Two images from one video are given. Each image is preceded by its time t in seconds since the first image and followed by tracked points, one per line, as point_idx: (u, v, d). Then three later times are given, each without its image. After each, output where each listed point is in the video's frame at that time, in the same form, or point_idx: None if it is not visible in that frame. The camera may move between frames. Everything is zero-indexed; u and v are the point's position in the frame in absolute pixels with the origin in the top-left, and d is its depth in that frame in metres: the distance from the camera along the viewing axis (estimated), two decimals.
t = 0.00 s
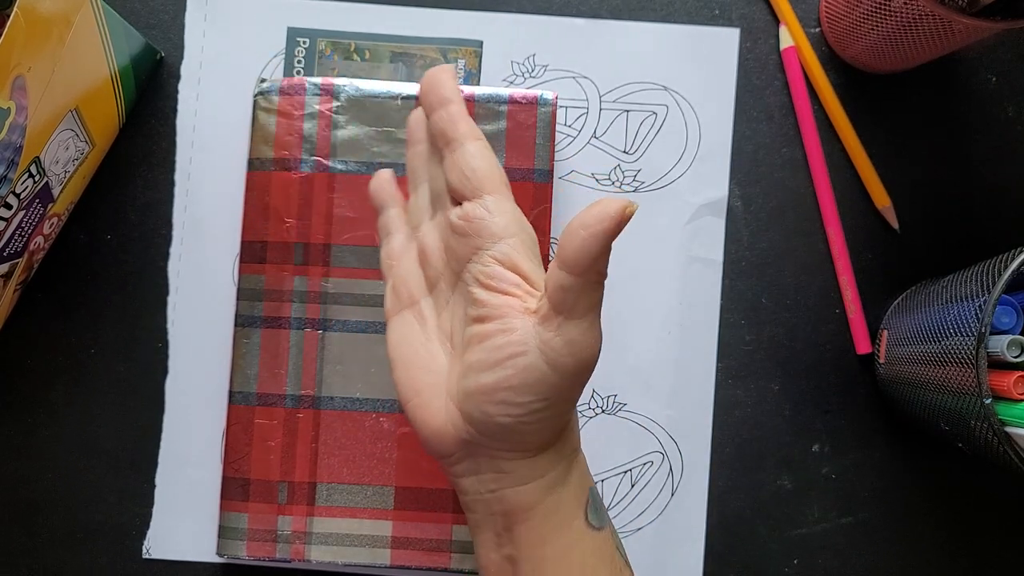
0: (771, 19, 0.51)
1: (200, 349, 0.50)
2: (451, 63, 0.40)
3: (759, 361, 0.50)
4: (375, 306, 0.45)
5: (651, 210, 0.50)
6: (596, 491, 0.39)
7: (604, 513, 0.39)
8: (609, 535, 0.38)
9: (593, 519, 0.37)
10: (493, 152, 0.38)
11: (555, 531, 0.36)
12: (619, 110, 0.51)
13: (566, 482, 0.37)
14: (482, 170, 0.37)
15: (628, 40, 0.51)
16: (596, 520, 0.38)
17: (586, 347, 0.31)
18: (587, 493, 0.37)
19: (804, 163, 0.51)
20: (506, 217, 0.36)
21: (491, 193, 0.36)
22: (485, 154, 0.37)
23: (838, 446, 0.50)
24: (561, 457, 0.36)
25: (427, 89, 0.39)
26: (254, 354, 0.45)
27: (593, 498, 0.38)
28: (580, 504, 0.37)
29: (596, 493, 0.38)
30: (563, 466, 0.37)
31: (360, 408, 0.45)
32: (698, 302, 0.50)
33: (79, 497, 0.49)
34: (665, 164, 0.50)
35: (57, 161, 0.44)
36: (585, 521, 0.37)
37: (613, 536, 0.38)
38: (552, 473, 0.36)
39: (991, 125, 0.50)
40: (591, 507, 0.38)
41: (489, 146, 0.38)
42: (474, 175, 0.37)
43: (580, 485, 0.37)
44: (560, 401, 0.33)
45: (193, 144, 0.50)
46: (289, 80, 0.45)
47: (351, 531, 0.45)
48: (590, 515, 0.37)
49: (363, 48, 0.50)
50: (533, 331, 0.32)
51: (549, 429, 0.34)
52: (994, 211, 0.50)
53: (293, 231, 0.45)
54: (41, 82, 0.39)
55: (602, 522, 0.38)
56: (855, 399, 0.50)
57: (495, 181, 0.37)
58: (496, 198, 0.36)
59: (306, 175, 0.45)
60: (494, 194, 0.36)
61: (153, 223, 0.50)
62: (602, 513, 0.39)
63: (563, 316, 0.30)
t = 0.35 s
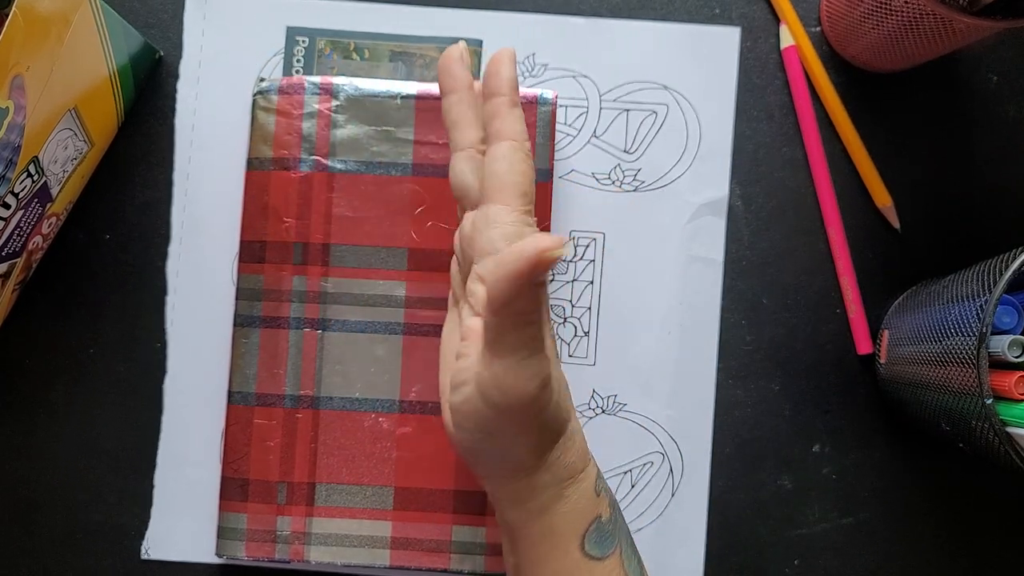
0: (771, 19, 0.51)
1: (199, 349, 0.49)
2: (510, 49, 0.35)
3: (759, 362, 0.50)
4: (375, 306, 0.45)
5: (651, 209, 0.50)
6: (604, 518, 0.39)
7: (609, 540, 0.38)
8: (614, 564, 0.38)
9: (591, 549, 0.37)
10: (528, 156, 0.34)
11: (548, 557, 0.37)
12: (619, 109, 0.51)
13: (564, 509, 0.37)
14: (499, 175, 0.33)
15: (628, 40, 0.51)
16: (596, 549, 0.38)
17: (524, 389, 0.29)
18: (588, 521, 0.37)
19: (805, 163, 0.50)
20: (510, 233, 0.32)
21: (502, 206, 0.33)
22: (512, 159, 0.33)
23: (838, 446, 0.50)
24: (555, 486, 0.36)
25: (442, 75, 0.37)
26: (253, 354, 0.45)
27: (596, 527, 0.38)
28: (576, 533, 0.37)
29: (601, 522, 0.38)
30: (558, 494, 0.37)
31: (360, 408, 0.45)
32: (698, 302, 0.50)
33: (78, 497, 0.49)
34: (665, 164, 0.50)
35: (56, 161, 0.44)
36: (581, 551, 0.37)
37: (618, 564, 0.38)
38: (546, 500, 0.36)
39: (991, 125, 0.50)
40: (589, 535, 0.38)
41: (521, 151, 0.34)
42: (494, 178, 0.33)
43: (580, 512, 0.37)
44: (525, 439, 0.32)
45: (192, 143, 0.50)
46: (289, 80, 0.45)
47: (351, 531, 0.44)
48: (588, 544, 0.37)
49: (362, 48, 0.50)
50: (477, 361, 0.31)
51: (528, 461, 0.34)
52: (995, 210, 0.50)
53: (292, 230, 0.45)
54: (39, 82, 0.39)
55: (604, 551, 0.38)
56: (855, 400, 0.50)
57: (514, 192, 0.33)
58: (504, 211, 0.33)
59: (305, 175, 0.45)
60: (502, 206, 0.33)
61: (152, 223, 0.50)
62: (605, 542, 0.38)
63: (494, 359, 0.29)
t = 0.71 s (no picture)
0: (771, 19, 0.51)
1: (199, 349, 0.49)
2: (441, 36, 0.39)
3: (759, 362, 0.50)
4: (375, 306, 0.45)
5: (651, 209, 0.50)
6: (619, 515, 0.39)
7: (622, 538, 0.38)
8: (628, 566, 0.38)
9: (598, 546, 0.38)
10: (454, 147, 0.39)
11: (561, 552, 0.39)
12: (619, 109, 0.51)
13: (569, 503, 0.38)
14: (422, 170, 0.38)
15: (628, 40, 0.51)
16: (605, 547, 0.38)
17: (432, 396, 0.33)
18: (593, 518, 0.38)
19: (805, 163, 0.50)
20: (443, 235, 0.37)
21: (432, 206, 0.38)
22: (432, 152, 0.38)
23: (838, 446, 0.50)
24: (550, 479, 0.38)
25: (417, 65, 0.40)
26: (253, 354, 0.45)
27: (606, 525, 0.38)
28: (583, 530, 0.38)
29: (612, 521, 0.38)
30: (557, 488, 0.38)
31: (360, 408, 0.45)
32: (698, 301, 0.50)
33: (78, 496, 0.49)
34: (665, 164, 0.50)
35: (56, 161, 0.44)
36: (589, 548, 0.38)
37: (629, 562, 0.38)
38: (546, 492, 0.38)
39: (991, 125, 0.50)
40: (597, 533, 0.38)
41: (438, 145, 0.38)
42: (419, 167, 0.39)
43: (586, 508, 0.38)
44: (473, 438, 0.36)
45: (192, 143, 0.50)
46: (289, 80, 0.45)
47: (351, 531, 0.44)
48: (597, 543, 0.38)
49: (362, 48, 0.50)
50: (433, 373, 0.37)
51: (503, 452, 0.38)
52: (995, 210, 0.50)
53: (292, 230, 0.45)
54: (39, 81, 0.39)
55: (615, 550, 0.38)
56: (856, 399, 0.50)
57: (437, 186, 0.38)
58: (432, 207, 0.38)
59: (305, 175, 0.45)
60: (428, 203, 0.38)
61: (152, 223, 0.50)
62: (616, 540, 0.38)
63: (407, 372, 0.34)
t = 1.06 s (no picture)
0: (771, 18, 0.51)
1: (199, 349, 0.49)
2: (519, 6, 0.35)
3: (760, 362, 0.50)
4: (374, 306, 0.45)
5: (652, 209, 0.50)
6: (704, 524, 0.34)
7: (706, 550, 0.34)
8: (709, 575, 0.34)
9: (683, 556, 0.34)
10: (558, 127, 0.35)
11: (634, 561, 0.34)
12: (619, 109, 0.51)
13: (655, 512, 0.33)
14: (526, 154, 0.34)
15: (628, 39, 0.51)
16: (689, 558, 0.34)
17: (557, 378, 0.26)
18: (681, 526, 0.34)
19: (805, 163, 0.50)
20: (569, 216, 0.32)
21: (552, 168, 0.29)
22: (538, 135, 0.34)
23: (839, 446, 0.50)
24: (639, 489, 0.32)
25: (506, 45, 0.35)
26: (253, 354, 0.45)
27: (691, 535, 0.34)
28: (668, 538, 0.33)
29: (699, 531, 0.34)
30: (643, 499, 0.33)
31: (360, 408, 0.45)
32: (699, 301, 0.50)
33: (78, 496, 0.49)
34: (665, 164, 0.50)
35: (56, 161, 0.44)
36: (673, 558, 0.34)
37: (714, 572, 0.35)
38: (632, 499, 0.33)
39: (992, 124, 0.50)
40: (682, 543, 0.34)
41: (544, 127, 0.34)
42: (522, 157, 0.34)
43: (673, 517, 0.33)
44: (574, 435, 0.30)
45: (192, 143, 0.50)
46: (288, 80, 0.45)
47: (350, 531, 0.44)
48: (680, 553, 0.34)
49: (362, 48, 0.50)
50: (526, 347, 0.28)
51: (595, 451, 0.31)
52: (996, 210, 0.50)
53: (292, 230, 0.45)
54: (38, 81, 0.39)
55: (698, 561, 0.34)
56: (856, 400, 0.50)
57: (555, 171, 0.34)
58: (550, 194, 0.34)
59: (305, 174, 0.45)
60: (545, 191, 0.34)
61: (152, 223, 0.50)
62: (700, 551, 0.34)
63: (518, 346, 0.26)
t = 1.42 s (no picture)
0: (772, 17, 0.50)
1: (197, 349, 0.49)
2: (578, 48, 0.36)
3: (761, 362, 0.50)
4: (374, 306, 0.45)
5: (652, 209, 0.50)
6: (710, 545, 0.35)
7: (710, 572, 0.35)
8: None
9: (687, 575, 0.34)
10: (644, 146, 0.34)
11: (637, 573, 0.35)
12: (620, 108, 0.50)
13: (660, 527, 0.34)
14: (611, 174, 0.34)
15: (629, 38, 0.50)
16: None
17: (550, 360, 0.31)
18: (686, 546, 0.34)
19: (807, 162, 0.50)
20: (640, 234, 0.33)
21: (625, 203, 0.34)
22: (625, 155, 0.34)
23: (840, 446, 0.50)
24: (640, 503, 0.34)
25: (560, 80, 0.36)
26: (252, 355, 0.45)
27: (697, 555, 0.35)
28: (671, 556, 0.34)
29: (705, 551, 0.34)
30: (643, 514, 0.34)
31: (359, 409, 0.44)
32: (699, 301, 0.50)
33: (76, 497, 0.49)
34: (666, 163, 0.50)
35: (54, 160, 0.43)
36: None
37: None
38: (636, 510, 0.34)
39: (994, 123, 0.50)
40: (686, 563, 0.35)
41: (635, 144, 0.34)
42: (604, 175, 0.34)
43: (678, 537, 0.34)
44: (575, 425, 0.32)
45: (190, 142, 0.50)
46: (287, 79, 0.45)
47: (349, 532, 0.44)
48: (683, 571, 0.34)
49: (362, 47, 0.50)
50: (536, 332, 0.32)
51: (595, 449, 0.33)
52: (997, 210, 0.50)
53: (291, 230, 0.45)
54: (37, 81, 0.39)
55: None
56: (858, 400, 0.50)
57: (633, 186, 0.34)
58: (626, 208, 0.33)
59: (304, 174, 0.45)
60: (620, 204, 0.34)
61: (150, 222, 0.49)
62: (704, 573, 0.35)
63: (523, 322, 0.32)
